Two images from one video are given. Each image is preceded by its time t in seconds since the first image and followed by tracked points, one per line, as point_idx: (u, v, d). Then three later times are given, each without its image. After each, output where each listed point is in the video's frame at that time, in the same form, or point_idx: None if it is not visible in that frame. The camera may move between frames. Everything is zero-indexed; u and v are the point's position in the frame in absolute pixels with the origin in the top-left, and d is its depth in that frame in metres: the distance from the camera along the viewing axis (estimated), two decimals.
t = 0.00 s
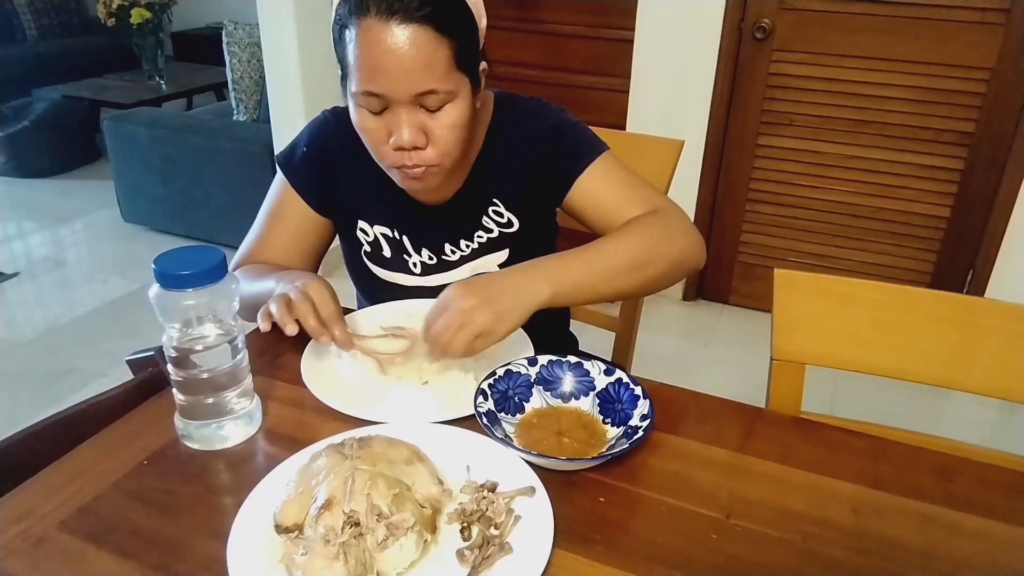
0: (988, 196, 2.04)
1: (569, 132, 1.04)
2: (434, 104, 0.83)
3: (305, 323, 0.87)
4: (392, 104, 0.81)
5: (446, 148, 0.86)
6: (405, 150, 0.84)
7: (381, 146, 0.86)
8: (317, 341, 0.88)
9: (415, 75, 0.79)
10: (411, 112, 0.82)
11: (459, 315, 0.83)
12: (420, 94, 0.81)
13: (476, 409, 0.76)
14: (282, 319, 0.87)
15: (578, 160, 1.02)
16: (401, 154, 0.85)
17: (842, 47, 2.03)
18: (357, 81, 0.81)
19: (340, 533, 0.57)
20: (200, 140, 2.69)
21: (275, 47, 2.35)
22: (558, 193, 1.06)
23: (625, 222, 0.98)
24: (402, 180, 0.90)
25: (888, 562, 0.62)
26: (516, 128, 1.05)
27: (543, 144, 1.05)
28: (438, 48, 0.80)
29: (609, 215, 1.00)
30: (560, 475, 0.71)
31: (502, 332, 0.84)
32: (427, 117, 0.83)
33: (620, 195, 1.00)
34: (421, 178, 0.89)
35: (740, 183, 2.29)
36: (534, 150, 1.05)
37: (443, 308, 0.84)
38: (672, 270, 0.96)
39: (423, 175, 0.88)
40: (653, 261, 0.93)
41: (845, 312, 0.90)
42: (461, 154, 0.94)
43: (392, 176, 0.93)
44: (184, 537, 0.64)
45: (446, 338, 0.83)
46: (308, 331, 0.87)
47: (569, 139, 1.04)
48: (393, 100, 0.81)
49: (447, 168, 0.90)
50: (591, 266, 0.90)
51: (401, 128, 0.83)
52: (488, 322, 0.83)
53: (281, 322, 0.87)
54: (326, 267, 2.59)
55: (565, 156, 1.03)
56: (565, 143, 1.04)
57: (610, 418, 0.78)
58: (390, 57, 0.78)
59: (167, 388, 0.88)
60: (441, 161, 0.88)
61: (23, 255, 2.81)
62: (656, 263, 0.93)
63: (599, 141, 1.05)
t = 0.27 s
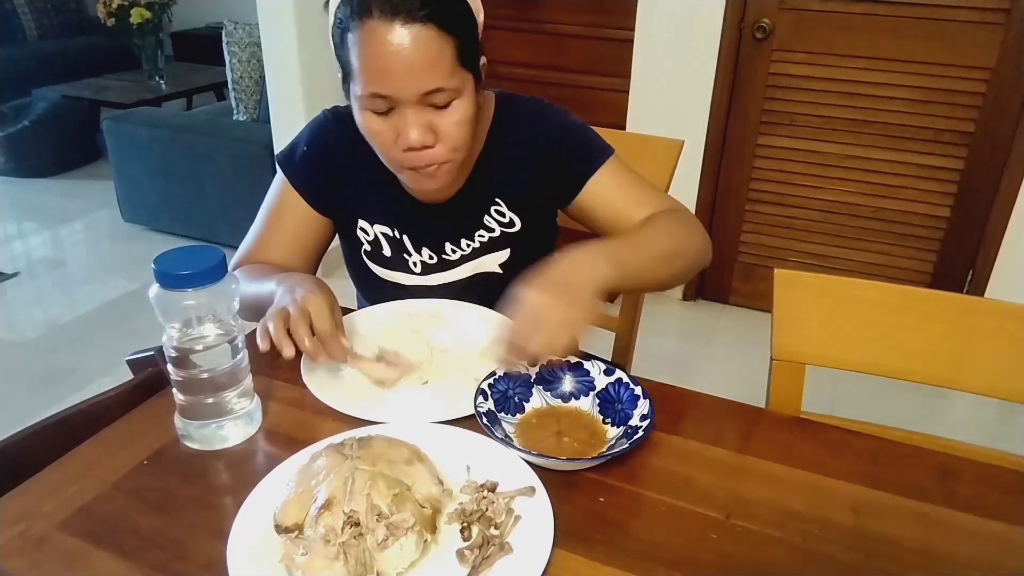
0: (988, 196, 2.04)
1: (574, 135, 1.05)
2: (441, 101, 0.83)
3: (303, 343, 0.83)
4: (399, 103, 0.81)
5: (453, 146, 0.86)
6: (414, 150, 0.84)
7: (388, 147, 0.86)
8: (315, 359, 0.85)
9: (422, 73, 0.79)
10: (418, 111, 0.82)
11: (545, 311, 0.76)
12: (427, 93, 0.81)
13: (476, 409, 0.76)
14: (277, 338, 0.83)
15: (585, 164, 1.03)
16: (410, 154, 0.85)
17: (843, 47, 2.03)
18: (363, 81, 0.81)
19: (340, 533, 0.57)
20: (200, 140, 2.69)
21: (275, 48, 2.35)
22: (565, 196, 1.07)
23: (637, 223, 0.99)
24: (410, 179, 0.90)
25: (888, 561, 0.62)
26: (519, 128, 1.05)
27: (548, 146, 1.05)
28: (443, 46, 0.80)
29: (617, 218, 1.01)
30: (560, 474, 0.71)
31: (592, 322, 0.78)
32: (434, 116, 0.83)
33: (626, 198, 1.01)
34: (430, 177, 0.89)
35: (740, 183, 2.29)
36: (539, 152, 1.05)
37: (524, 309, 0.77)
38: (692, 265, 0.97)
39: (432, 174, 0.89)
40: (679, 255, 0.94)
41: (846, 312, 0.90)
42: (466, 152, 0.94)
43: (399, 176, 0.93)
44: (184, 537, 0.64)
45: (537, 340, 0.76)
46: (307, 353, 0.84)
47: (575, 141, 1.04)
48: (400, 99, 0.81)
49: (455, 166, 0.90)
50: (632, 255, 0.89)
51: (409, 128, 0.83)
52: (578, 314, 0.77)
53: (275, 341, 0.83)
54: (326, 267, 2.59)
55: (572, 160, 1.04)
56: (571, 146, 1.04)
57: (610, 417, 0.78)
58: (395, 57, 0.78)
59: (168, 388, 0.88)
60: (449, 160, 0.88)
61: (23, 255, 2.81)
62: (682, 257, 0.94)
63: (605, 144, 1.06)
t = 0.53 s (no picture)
0: (988, 196, 2.04)
1: (581, 136, 1.05)
2: (458, 93, 0.83)
3: (300, 361, 0.82)
4: (416, 96, 0.81)
5: (471, 137, 0.86)
6: (432, 143, 0.84)
7: (405, 144, 0.86)
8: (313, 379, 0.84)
9: (440, 64, 0.79)
10: (436, 104, 0.82)
11: (593, 378, 0.75)
12: (445, 84, 0.81)
13: (476, 409, 0.76)
14: (277, 357, 0.82)
15: (590, 167, 1.03)
16: (428, 149, 0.85)
17: (842, 46, 2.03)
18: (379, 77, 0.81)
19: (340, 533, 0.57)
20: (200, 140, 2.69)
21: (275, 47, 2.35)
22: (570, 198, 1.07)
23: (647, 235, 0.99)
24: (427, 175, 0.89)
25: (888, 562, 0.62)
26: (524, 129, 1.06)
27: (554, 147, 1.05)
28: (458, 38, 0.81)
29: (624, 221, 1.02)
30: (560, 474, 0.71)
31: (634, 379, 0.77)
32: (451, 108, 0.84)
33: (632, 203, 1.01)
34: (447, 171, 0.89)
35: (740, 183, 2.29)
36: (545, 153, 1.05)
37: (570, 384, 0.74)
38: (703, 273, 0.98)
39: (450, 168, 0.88)
40: (693, 271, 0.95)
41: (848, 313, 0.90)
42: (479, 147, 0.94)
43: (415, 173, 0.92)
44: (184, 537, 0.64)
45: (592, 414, 0.73)
46: (303, 371, 0.82)
47: (582, 143, 1.04)
48: (417, 92, 0.81)
49: (470, 159, 0.90)
50: (654, 290, 0.89)
51: (427, 121, 0.83)
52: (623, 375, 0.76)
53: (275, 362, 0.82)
54: (326, 267, 2.59)
55: (579, 162, 1.04)
56: (579, 146, 1.04)
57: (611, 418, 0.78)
58: (412, 49, 0.79)
59: (167, 388, 0.88)
60: (466, 152, 0.88)
61: (23, 255, 2.81)
62: (695, 274, 0.95)
63: (610, 146, 1.06)
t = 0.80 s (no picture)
0: (988, 195, 2.04)
1: (582, 137, 1.05)
2: (465, 91, 0.83)
3: (303, 362, 0.82)
4: (423, 94, 0.81)
5: (477, 135, 0.86)
6: (439, 141, 0.84)
7: (411, 142, 0.86)
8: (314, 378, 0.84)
9: (447, 62, 0.79)
10: (442, 102, 0.82)
11: (602, 354, 0.76)
12: (452, 82, 0.81)
13: (476, 409, 0.76)
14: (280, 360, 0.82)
15: (591, 169, 1.03)
16: (435, 147, 0.85)
17: (843, 46, 2.03)
18: (386, 76, 0.81)
19: (340, 533, 0.57)
20: (200, 140, 2.69)
21: (275, 48, 2.35)
22: (572, 199, 1.07)
23: (648, 235, 0.99)
24: (433, 174, 0.89)
25: (888, 562, 0.62)
26: (526, 130, 1.06)
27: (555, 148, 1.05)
28: (465, 36, 0.81)
29: (624, 221, 1.02)
30: (560, 474, 0.71)
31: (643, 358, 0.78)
32: (458, 106, 0.83)
33: (633, 203, 1.01)
34: (454, 170, 0.89)
35: (739, 184, 2.30)
36: (546, 154, 1.05)
37: (579, 359, 0.76)
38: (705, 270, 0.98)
39: (456, 166, 0.88)
40: (697, 267, 0.95)
41: (850, 313, 0.90)
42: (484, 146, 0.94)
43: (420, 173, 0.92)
44: (184, 537, 0.64)
45: (602, 389, 0.74)
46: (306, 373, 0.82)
47: (583, 144, 1.04)
48: (425, 90, 0.81)
49: (476, 157, 0.90)
50: (659, 283, 0.89)
51: (434, 119, 0.83)
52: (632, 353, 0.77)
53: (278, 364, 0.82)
54: (326, 266, 2.59)
55: (580, 163, 1.04)
56: (580, 148, 1.04)
57: (610, 417, 0.78)
58: (419, 47, 0.79)
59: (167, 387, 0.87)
60: (472, 150, 0.88)
61: (23, 254, 2.81)
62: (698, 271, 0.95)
63: (612, 147, 1.06)
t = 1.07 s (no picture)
0: (988, 195, 2.04)
1: (581, 135, 1.05)
2: (466, 91, 0.83)
3: (301, 350, 0.83)
4: (424, 94, 0.81)
5: (478, 134, 0.86)
6: (440, 141, 0.84)
7: (411, 142, 0.86)
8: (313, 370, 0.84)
9: (447, 62, 0.79)
10: (443, 102, 0.82)
11: (576, 369, 0.76)
12: (453, 82, 0.81)
13: (476, 409, 0.76)
14: (279, 350, 0.83)
15: (588, 166, 1.03)
16: (435, 147, 0.85)
17: (842, 46, 2.03)
18: (386, 76, 0.81)
19: (340, 533, 0.57)
20: (200, 139, 2.69)
21: (275, 47, 2.35)
22: (570, 196, 1.07)
23: (643, 234, 1.00)
24: (434, 175, 0.89)
25: (888, 561, 0.62)
26: (524, 128, 1.06)
27: (554, 146, 1.05)
28: (465, 35, 0.81)
29: (623, 219, 1.01)
30: (560, 474, 0.71)
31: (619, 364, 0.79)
32: (459, 105, 0.84)
33: (632, 201, 1.01)
34: (455, 169, 0.89)
35: (739, 184, 2.30)
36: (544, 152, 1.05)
37: (556, 378, 0.76)
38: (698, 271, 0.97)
39: (457, 166, 0.88)
40: (686, 269, 0.95)
41: (849, 312, 0.90)
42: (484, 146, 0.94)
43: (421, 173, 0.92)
44: (183, 537, 0.64)
45: (586, 402, 0.74)
46: (305, 361, 0.83)
47: (581, 142, 1.04)
48: (425, 90, 0.81)
49: (477, 157, 0.90)
50: (642, 289, 0.90)
51: (435, 119, 0.83)
52: (606, 361, 0.77)
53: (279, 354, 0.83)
54: (326, 266, 2.59)
55: (578, 160, 1.04)
56: (578, 145, 1.04)
57: (610, 417, 0.78)
58: (420, 47, 0.79)
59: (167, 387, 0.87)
60: (472, 149, 0.88)
61: (23, 255, 2.81)
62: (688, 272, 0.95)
63: (610, 144, 1.06)
